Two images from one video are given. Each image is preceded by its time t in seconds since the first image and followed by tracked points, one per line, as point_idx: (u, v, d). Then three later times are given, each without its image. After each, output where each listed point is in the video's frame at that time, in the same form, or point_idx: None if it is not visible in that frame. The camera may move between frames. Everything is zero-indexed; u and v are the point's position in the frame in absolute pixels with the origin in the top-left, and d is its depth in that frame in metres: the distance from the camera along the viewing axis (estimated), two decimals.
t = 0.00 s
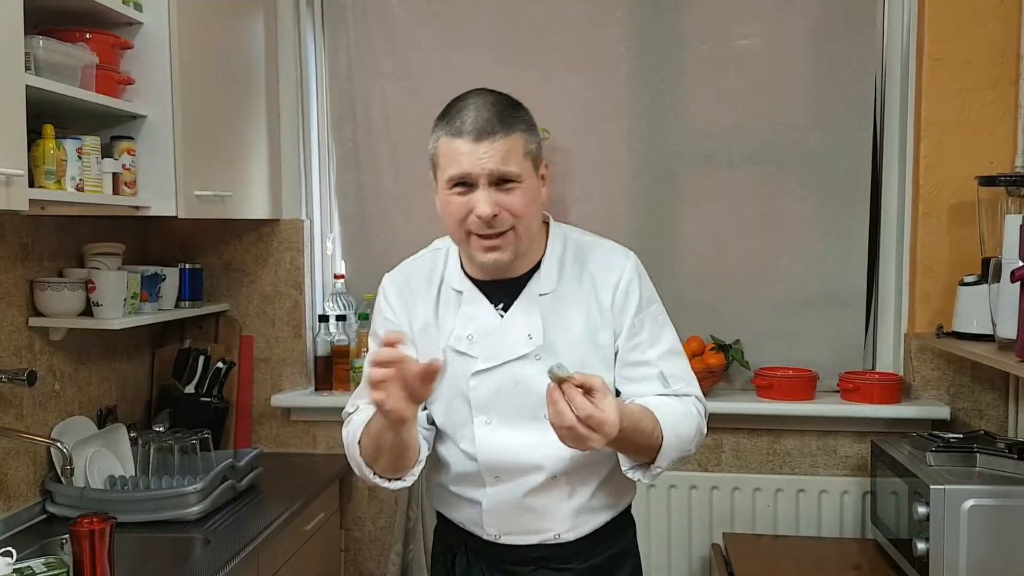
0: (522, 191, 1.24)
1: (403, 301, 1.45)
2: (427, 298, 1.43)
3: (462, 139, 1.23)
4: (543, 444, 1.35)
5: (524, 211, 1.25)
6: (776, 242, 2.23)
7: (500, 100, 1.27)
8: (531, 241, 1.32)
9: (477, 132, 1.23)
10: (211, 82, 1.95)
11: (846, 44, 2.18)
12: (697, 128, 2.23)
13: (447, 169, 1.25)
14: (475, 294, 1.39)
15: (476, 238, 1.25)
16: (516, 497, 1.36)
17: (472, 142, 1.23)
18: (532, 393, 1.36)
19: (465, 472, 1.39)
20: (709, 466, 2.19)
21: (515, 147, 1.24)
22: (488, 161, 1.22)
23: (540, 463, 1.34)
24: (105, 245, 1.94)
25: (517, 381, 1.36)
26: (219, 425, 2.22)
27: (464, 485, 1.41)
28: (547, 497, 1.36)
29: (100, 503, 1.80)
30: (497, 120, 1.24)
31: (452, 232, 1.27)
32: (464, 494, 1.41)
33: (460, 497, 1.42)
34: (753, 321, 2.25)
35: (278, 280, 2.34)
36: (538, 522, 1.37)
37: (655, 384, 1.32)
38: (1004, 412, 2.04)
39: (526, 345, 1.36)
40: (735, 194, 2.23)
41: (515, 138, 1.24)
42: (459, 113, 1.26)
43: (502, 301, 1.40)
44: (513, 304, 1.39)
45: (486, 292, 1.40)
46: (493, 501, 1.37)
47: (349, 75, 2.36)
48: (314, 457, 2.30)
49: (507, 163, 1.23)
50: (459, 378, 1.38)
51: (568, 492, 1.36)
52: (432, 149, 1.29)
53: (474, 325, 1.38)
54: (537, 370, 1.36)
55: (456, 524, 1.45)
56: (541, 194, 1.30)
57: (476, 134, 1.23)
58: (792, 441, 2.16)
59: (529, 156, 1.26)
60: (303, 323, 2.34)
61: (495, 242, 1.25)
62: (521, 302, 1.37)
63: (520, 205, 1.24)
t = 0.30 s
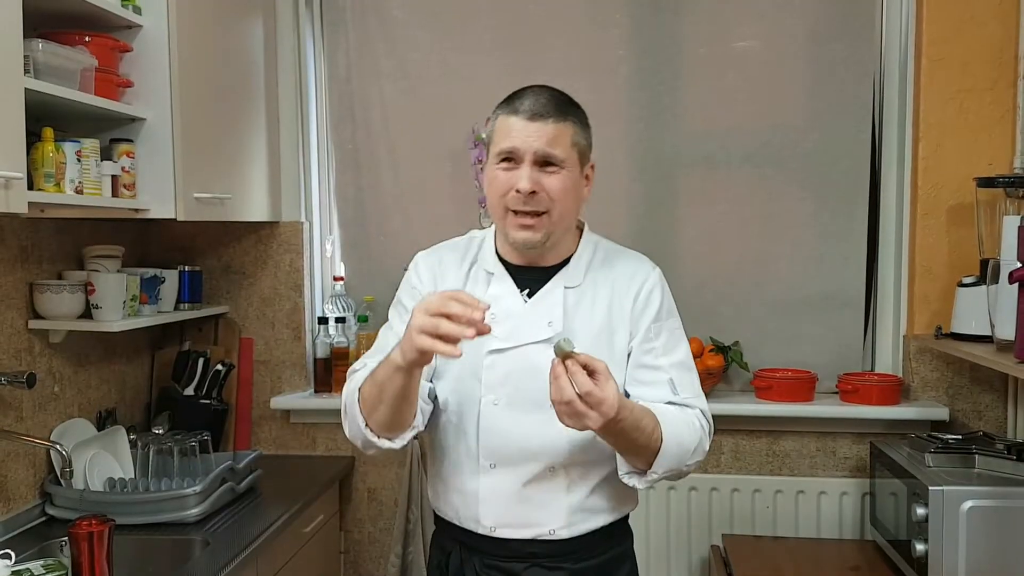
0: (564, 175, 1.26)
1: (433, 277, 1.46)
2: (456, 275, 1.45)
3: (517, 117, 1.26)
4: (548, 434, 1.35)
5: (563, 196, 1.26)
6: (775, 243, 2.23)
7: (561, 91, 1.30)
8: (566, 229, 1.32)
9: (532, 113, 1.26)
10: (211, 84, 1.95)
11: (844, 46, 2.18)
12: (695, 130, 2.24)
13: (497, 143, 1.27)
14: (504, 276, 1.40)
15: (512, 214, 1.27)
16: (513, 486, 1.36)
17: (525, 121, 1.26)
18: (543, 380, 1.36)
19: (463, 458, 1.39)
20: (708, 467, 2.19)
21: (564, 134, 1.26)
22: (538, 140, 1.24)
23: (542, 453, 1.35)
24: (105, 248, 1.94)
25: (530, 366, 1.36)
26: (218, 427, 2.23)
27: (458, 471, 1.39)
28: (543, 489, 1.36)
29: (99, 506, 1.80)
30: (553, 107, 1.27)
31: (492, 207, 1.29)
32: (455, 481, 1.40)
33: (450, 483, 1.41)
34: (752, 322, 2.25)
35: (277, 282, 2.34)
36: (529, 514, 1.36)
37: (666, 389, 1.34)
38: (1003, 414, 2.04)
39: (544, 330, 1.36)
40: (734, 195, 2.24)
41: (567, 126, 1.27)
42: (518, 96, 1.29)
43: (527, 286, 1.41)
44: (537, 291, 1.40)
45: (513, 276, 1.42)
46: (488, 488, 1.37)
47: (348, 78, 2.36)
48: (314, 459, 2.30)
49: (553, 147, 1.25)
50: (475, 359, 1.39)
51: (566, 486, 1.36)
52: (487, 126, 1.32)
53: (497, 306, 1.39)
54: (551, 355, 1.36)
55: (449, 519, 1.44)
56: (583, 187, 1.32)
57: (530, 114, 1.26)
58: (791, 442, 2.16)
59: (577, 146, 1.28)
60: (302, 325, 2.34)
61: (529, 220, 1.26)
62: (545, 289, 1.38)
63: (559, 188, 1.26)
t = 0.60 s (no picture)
0: (578, 167, 1.31)
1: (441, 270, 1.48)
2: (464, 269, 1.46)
3: (537, 108, 1.32)
4: (554, 426, 1.36)
5: (575, 186, 1.31)
6: (773, 245, 2.23)
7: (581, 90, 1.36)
8: (576, 222, 1.36)
9: (553, 105, 1.31)
10: (209, 86, 1.96)
11: (842, 47, 2.18)
12: (693, 132, 2.24)
13: (517, 133, 1.32)
14: (513, 270, 1.41)
15: (525, 202, 1.31)
16: (519, 479, 1.36)
17: (545, 112, 1.31)
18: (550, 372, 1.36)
19: (468, 452, 1.39)
20: (707, 468, 2.19)
21: (581, 128, 1.32)
22: (557, 130, 1.30)
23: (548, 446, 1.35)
24: (103, 249, 1.94)
25: (538, 357, 1.37)
26: (217, 428, 2.23)
27: (463, 465, 1.39)
28: (548, 484, 1.35)
29: (98, 507, 1.80)
30: (572, 102, 1.33)
31: (506, 195, 1.33)
32: (459, 476, 1.40)
33: (455, 478, 1.41)
34: (751, 323, 2.25)
35: (276, 283, 2.34)
36: (534, 509, 1.35)
37: (675, 381, 1.34)
38: (1001, 414, 2.04)
39: (552, 322, 1.37)
40: (732, 197, 2.24)
41: (584, 121, 1.32)
42: (539, 91, 1.35)
43: (534, 279, 1.42)
44: (545, 285, 1.41)
45: (520, 270, 1.43)
46: (493, 482, 1.37)
47: (347, 80, 2.37)
48: (313, 460, 2.30)
49: (570, 138, 1.30)
50: (483, 351, 1.40)
51: (570, 480, 1.36)
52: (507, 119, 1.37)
53: (505, 299, 1.40)
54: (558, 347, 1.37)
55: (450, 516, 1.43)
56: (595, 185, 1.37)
57: (550, 106, 1.31)
58: (790, 443, 2.16)
59: (592, 142, 1.33)
60: (301, 327, 2.35)
61: (542, 208, 1.30)
62: (553, 282, 1.40)
63: (573, 179, 1.30)
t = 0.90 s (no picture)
0: (531, 178, 1.27)
1: (392, 285, 1.39)
2: (416, 281, 1.40)
3: (481, 121, 1.25)
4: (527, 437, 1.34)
5: (530, 199, 1.27)
6: (783, 243, 2.23)
7: (515, 88, 1.28)
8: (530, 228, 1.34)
9: (496, 116, 1.25)
10: (222, 88, 1.98)
11: (852, 46, 2.18)
12: (703, 131, 2.24)
13: (462, 149, 1.26)
14: (471, 281, 1.39)
15: (482, 220, 1.27)
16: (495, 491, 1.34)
17: (491, 127, 1.24)
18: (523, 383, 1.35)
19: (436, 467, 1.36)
20: (717, 467, 2.19)
21: (529, 137, 1.26)
22: (505, 146, 1.24)
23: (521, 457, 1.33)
24: (118, 251, 1.97)
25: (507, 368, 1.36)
26: (231, 428, 2.25)
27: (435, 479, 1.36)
28: (523, 493, 1.34)
29: (114, 505, 1.82)
30: (513, 107, 1.26)
31: (461, 212, 1.29)
32: (432, 491, 1.37)
33: (427, 492, 1.38)
34: (761, 322, 2.25)
35: (289, 284, 2.36)
36: (512, 519, 1.35)
37: (637, 375, 1.37)
38: (1012, 412, 2.04)
39: (516, 331, 1.36)
40: (742, 196, 2.24)
41: (530, 128, 1.26)
42: (476, 96, 1.27)
43: (494, 286, 1.40)
44: (505, 292, 1.39)
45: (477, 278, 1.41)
46: (468, 495, 1.34)
47: (358, 81, 2.38)
48: (325, 459, 2.32)
49: (520, 151, 1.25)
50: (448, 365, 1.36)
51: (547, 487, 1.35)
52: (447, 126, 1.30)
53: (468, 310, 1.37)
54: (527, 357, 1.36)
55: (424, 524, 1.41)
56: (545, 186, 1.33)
57: (495, 119, 1.24)
58: (800, 441, 2.16)
59: (540, 145, 1.29)
60: (314, 327, 2.37)
61: (500, 224, 1.27)
62: (513, 290, 1.38)
63: (527, 192, 1.27)
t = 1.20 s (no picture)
0: (524, 164, 1.28)
1: (388, 285, 1.39)
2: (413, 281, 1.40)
3: (473, 107, 1.26)
4: (529, 438, 1.34)
5: (525, 185, 1.27)
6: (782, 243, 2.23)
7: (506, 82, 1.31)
8: (522, 222, 1.33)
9: (488, 102, 1.26)
10: (221, 89, 1.98)
11: (851, 46, 2.18)
12: (701, 132, 2.24)
13: (454, 137, 1.27)
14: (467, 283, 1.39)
15: (477, 207, 1.25)
16: (498, 494, 1.33)
17: (482, 112, 1.26)
18: (522, 384, 1.34)
19: (438, 469, 1.36)
20: (716, 467, 2.19)
21: (520, 123, 1.28)
22: (497, 129, 1.25)
23: (524, 459, 1.33)
24: (117, 252, 1.97)
25: (507, 370, 1.35)
26: (230, 429, 2.25)
27: (437, 482, 1.36)
28: (523, 496, 1.33)
29: (113, 506, 1.82)
30: (504, 96, 1.28)
31: (452, 202, 1.27)
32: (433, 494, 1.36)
33: (429, 496, 1.37)
34: (760, 322, 2.25)
35: (288, 284, 2.36)
36: (513, 522, 1.34)
37: (641, 375, 1.39)
38: (1011, 412, 2.04)
39: (516, 333, 1.35)
40: (741, 196, 2.24)
41: (521, 114, 1.28)
42: (467, 87, 1.29)
43: (490, 288, 1.41)
44: (501, 295, 1.40)
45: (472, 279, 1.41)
46: (470, 498, 1.34)
47: (357, 81, 2.38)
48: (324, 459, 2.32)
49: (512, 136, 1.26)
50: (446, 367, 1.35)
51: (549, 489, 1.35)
52: (437, 121, 1.31)
53: (467, 311, 1.37)
54: (526, 358, 1.35)
55: (423, 526, 1.41)
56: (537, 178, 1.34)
57: (487, 104, 1.26)
58: (799, 441, 2.16)
59: (531, 133, 1.30)
60: (313, 327, 2.37)
61: (494, 210, 1.25)
62: (511, 292, 1.39)
63: (521, 178, 1.27)
